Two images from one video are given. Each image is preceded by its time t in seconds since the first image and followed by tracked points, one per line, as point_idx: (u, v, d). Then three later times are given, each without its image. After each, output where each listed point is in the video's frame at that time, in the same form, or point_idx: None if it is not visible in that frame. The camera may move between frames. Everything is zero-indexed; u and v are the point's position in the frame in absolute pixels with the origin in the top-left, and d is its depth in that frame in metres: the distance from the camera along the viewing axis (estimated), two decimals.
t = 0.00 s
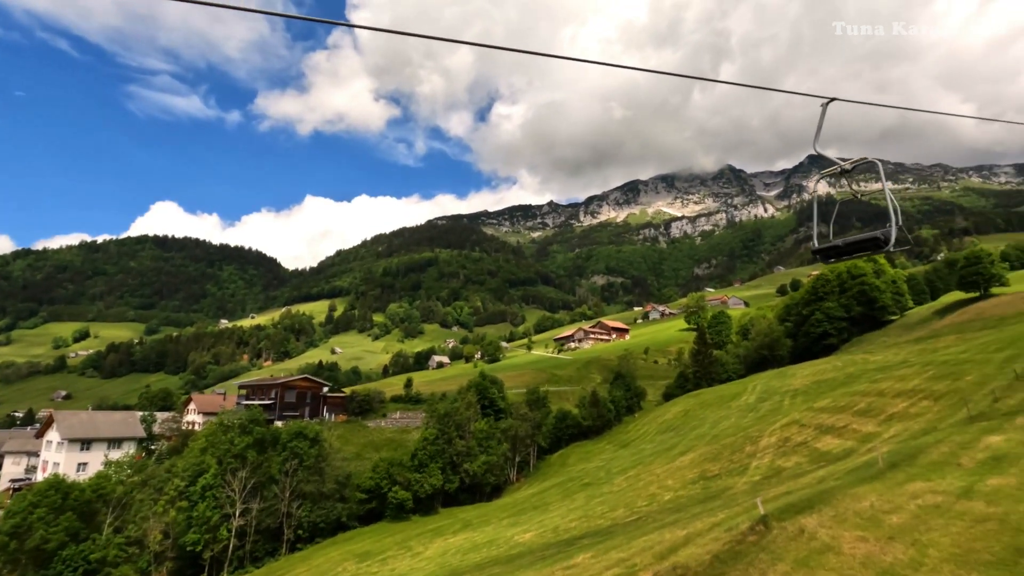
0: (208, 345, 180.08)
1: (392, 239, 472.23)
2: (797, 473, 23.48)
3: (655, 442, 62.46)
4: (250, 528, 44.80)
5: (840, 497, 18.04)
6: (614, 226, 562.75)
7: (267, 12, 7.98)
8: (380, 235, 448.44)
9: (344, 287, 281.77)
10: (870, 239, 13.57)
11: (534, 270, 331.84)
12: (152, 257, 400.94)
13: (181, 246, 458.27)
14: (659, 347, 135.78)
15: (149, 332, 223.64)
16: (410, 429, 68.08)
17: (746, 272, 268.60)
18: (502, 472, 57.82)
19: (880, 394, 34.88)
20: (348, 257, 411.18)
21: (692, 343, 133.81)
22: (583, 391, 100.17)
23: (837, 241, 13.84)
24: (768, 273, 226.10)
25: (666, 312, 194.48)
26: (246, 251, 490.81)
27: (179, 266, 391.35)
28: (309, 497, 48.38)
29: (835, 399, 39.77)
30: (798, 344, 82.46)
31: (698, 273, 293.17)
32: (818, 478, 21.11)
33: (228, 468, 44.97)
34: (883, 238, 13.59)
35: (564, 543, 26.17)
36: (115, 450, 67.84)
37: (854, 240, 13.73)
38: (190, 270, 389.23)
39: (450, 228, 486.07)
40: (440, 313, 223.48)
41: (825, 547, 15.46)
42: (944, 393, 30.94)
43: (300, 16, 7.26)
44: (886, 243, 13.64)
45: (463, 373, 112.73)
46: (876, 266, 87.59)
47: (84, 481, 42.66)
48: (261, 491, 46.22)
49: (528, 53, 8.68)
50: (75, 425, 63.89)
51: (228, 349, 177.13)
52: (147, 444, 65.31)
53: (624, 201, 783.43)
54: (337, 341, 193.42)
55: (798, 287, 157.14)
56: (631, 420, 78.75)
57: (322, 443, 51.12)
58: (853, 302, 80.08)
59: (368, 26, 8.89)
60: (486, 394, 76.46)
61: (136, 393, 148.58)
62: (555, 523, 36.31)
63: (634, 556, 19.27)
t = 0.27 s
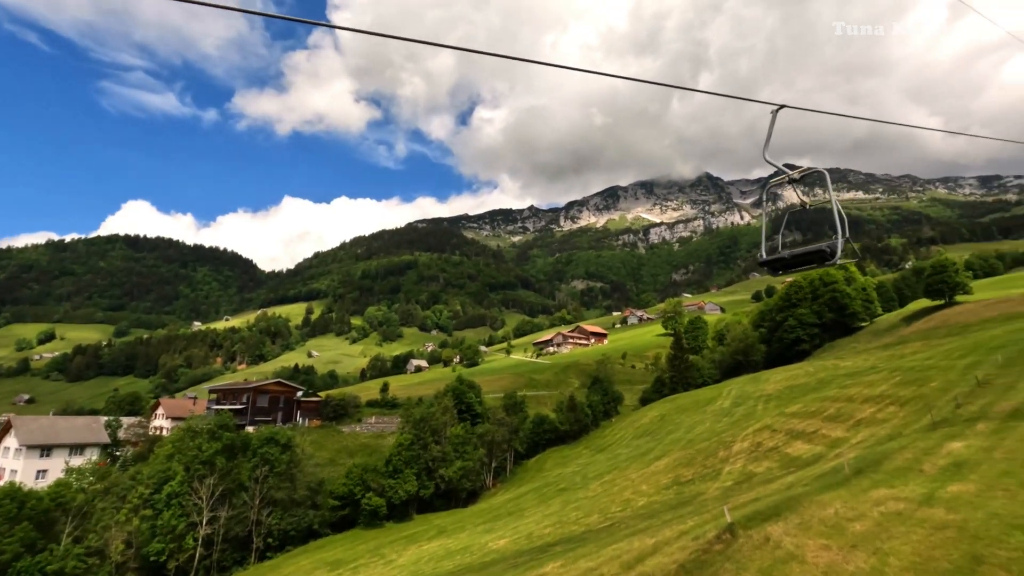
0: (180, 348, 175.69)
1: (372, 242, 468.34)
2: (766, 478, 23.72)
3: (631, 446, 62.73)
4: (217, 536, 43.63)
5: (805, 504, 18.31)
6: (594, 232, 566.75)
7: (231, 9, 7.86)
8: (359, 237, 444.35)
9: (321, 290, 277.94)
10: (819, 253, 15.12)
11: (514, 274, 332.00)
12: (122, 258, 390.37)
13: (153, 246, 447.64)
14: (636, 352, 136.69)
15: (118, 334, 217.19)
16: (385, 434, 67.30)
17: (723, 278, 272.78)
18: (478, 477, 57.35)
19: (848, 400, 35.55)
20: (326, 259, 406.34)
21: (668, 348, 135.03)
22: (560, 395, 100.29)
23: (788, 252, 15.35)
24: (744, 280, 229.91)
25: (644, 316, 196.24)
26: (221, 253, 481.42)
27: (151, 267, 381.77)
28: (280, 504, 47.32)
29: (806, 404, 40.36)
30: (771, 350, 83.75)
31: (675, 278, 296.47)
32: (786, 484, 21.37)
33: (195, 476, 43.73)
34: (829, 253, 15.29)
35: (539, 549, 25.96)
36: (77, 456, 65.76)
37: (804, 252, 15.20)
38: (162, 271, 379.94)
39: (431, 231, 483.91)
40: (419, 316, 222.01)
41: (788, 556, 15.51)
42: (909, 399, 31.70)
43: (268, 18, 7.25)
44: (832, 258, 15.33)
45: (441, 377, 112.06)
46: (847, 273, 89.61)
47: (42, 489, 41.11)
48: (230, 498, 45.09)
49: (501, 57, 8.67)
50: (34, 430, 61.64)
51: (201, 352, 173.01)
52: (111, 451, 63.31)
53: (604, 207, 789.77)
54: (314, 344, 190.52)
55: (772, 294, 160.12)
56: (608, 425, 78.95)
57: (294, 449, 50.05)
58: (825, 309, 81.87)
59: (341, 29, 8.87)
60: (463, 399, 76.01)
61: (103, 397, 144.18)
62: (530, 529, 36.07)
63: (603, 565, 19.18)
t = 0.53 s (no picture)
0: (156, 350, 171.89)
1: (354, 244, 464.41)
2: (742, 484, 23.80)
3: (612, 450, 62.90)
4: (188, 545, 42.57)
5: (778, 511, 18.41)
6: (577, 236, 569.42)
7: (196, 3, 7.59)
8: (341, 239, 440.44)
9: (302, 292, 274.57)
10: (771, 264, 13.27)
11: (497, 278, 331.82)
12: (97, 258, 381.16)
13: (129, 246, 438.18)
14: (618, 356, 137.31)
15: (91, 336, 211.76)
16: (364, 439, 66.56)
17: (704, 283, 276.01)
18: (458, 482, 56.89)
19: (823, 404, 36.03)
20: (307, 261, 401.87)
21: (650, 352, 135.94)
22: (542, 399, 100.26)
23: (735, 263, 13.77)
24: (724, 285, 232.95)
25: (626, 321, 197.40)
26: (200, 254, 473.07)
27: (127, 267, 373.51)
28: (254, 511, 46.38)
29: (782, 409, 40.81)
30: (750, 355, 84.76)
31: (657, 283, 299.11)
32: (761, 490, 21.49)
33: (165, 483, 42.64)
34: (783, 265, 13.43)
35: (516, 556, 25.76)
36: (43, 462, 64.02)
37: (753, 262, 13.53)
38: (138, 272, 371.91)
39: (414, 234, 481.52)
40: (402, 319, 220.55)
41: (759, 564, 15.48)
42: (882, 404, 32.24)
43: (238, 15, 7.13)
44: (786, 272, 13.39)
45: (422, 381, 111.41)
46: (824, 279, 91.11)
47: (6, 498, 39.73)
48: (202, 505, 44.09)
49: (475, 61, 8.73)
50: None
51: (177, 354, 169.74)
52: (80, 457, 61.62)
53: (587, 211, 795.29)
54: (294, 347, 187.85)
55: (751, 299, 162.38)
56: (589, 429, 79.07)
57: (270, 454, 49.13)
58: (802, 314, 83.19)
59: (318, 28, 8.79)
60: (443, 403, 75.55)
61: (75, 400, 140.35)
62: (508, 535, 35.84)
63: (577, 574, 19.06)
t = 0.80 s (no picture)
0: (132, 351, 168.15)
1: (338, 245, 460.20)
2: (720, 488, 23.92)
3: (593, 453, 63.01)
4: (160, 552, 41.57)
5: (752, 517, 18.48)
6: (562, 239, 571.22)
7: None
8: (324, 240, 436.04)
9: (284, 293, 271.02)
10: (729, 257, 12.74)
11: (482, 280, 331.16)
12: (72, 257, 372.15)
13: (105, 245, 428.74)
14: (601, 359, 137.74)
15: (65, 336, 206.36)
16: (344, 442, 65.82)
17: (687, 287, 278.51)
18: (438, 486, 56.43)
19: (800, 408, 36.46)
20: (289, 262, 397.23)
21: (632, 355, 136.61)
22: (524, 402, 100.14)
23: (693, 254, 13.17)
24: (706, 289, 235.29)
25: (609, 324, 198.22)
26: (179, 254, 464.84)
27: (103, 267, 365.40)
28: (229, 517, 45.47)
29: (761, 413, 41.21)
30: (731, 358, 85.59)
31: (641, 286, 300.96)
32: (737, 495, 21.59)
33: (137, 489, 41.65)
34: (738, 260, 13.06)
35: (493, 561, 25.56)
36: (10, 466, 63.53)
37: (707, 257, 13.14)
38: (114, 271, 364.08)
39: (399, 235, 478.78)
40: (385, 321, 218.93)
41: (732, 572, 15.47)
42: (857, 407, 32.72)
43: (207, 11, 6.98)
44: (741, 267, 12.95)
45: (404, 383, 110.54)
46: (803, 284, 92.36)
47: None
48: (175, 511, 43.19)
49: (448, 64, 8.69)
50: None
51: (154, 356, 166.21)
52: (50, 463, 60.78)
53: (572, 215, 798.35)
54: (275, 348, 185.21)
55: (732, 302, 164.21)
56: (572, 432, 79.09)
57: (246, 459, 48.25)
58: (782, 318, 84.30)
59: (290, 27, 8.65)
60: (425, 406, 75.05)
61: (47, 402, 136.57)
62: (488, 540, 35.62)
63: None
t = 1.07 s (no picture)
0: (102, 352, 163.57)
1: (317, 244, 454.68)
2: (694, 492, 23.98)
3: (571, 455, 63.01)
4: (125, 559, 40.37)
5: (721, 523, 18.55)
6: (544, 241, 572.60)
7: None
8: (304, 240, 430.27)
9: (261, 293, 266.51)
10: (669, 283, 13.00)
11: (463, 281, 330.00)
12: (40, 255, 361.19)
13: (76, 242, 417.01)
14: (580, 361, 138.06)
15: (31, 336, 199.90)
16: (319, 445, 64.80)
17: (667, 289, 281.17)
18: (415, 490, 55.79)
19: (774, 411, 36.87)
20: (268, 261, 391.06)
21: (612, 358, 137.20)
22: (503, 405, 99.80)
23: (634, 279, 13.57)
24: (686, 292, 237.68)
25: (589, 326, 198.94)
26: (154, 252, 454.44)
27: (73, 264, 355.48)
28: (198, 523, 44.37)
29: (736, 416, 41.56)
30: (708, 361, 86.45)
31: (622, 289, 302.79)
32: (709, 499, 21.68)
33: (101, 495, 40.46)
34: (680, 284, 13.52)
35: (466, 567, 25.29)
36: None
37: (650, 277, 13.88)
38: (85, 269, 354.37)
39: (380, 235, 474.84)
40: (365, 322, 216.74)
41: None
42: (829, 411, 33.19)
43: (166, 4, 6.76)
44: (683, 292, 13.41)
45: (383, 386, 109.36)
46: (779, 288, 93.67)
47: None
48: (142, 517, 42.09)
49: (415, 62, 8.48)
50: None
51: (125, 356, 161.96)
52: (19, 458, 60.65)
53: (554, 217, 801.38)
54: (252, 349, 181.92)
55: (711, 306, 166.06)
56: (550, 434, 79.00)
57: (217, 463, 47.15)
58: (758, 322, 85.52)
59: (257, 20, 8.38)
60: (403, 408, 74.31)
61: (11, 404, 132.02)
62: (462, 544, 35.28)
63: None
